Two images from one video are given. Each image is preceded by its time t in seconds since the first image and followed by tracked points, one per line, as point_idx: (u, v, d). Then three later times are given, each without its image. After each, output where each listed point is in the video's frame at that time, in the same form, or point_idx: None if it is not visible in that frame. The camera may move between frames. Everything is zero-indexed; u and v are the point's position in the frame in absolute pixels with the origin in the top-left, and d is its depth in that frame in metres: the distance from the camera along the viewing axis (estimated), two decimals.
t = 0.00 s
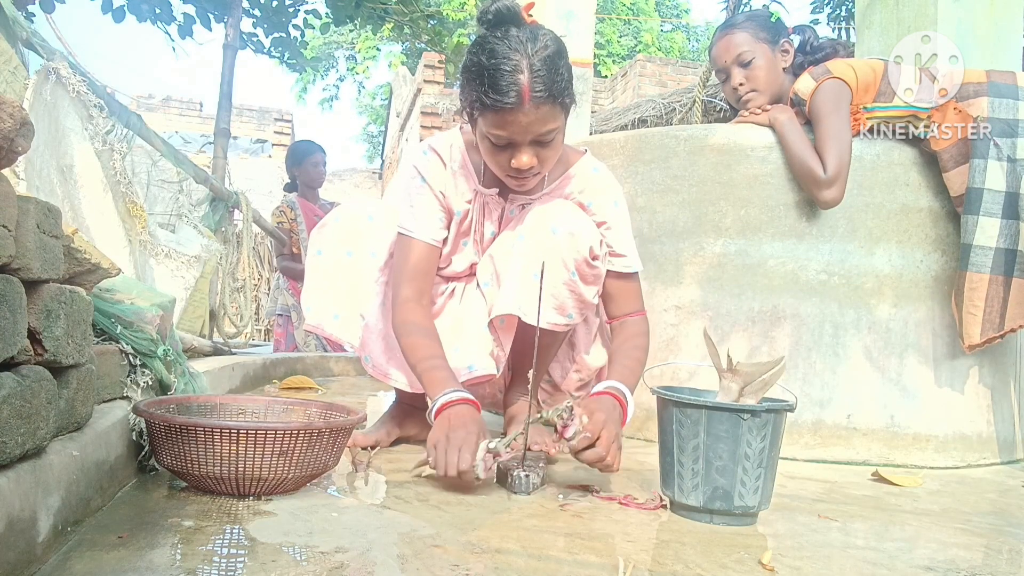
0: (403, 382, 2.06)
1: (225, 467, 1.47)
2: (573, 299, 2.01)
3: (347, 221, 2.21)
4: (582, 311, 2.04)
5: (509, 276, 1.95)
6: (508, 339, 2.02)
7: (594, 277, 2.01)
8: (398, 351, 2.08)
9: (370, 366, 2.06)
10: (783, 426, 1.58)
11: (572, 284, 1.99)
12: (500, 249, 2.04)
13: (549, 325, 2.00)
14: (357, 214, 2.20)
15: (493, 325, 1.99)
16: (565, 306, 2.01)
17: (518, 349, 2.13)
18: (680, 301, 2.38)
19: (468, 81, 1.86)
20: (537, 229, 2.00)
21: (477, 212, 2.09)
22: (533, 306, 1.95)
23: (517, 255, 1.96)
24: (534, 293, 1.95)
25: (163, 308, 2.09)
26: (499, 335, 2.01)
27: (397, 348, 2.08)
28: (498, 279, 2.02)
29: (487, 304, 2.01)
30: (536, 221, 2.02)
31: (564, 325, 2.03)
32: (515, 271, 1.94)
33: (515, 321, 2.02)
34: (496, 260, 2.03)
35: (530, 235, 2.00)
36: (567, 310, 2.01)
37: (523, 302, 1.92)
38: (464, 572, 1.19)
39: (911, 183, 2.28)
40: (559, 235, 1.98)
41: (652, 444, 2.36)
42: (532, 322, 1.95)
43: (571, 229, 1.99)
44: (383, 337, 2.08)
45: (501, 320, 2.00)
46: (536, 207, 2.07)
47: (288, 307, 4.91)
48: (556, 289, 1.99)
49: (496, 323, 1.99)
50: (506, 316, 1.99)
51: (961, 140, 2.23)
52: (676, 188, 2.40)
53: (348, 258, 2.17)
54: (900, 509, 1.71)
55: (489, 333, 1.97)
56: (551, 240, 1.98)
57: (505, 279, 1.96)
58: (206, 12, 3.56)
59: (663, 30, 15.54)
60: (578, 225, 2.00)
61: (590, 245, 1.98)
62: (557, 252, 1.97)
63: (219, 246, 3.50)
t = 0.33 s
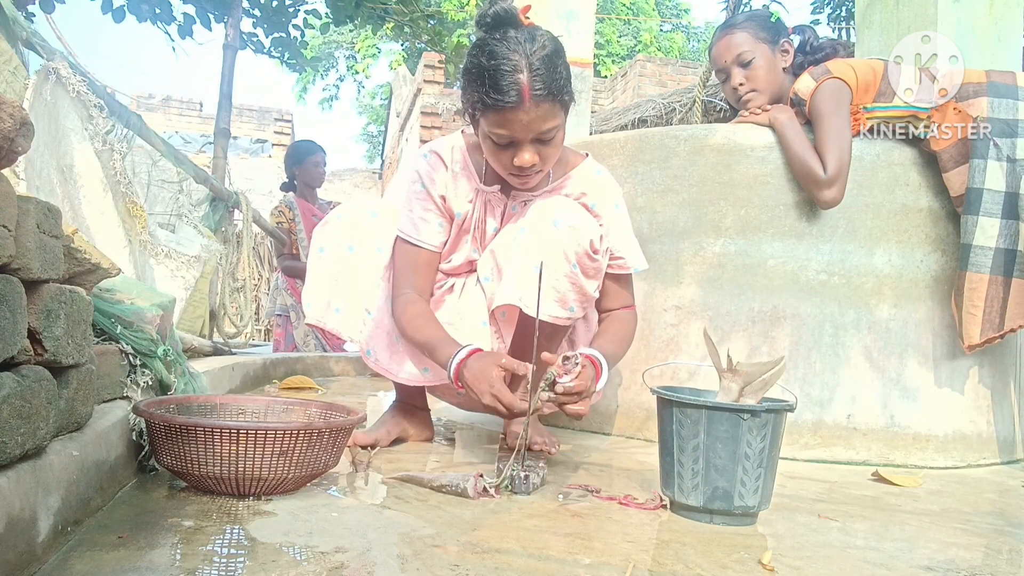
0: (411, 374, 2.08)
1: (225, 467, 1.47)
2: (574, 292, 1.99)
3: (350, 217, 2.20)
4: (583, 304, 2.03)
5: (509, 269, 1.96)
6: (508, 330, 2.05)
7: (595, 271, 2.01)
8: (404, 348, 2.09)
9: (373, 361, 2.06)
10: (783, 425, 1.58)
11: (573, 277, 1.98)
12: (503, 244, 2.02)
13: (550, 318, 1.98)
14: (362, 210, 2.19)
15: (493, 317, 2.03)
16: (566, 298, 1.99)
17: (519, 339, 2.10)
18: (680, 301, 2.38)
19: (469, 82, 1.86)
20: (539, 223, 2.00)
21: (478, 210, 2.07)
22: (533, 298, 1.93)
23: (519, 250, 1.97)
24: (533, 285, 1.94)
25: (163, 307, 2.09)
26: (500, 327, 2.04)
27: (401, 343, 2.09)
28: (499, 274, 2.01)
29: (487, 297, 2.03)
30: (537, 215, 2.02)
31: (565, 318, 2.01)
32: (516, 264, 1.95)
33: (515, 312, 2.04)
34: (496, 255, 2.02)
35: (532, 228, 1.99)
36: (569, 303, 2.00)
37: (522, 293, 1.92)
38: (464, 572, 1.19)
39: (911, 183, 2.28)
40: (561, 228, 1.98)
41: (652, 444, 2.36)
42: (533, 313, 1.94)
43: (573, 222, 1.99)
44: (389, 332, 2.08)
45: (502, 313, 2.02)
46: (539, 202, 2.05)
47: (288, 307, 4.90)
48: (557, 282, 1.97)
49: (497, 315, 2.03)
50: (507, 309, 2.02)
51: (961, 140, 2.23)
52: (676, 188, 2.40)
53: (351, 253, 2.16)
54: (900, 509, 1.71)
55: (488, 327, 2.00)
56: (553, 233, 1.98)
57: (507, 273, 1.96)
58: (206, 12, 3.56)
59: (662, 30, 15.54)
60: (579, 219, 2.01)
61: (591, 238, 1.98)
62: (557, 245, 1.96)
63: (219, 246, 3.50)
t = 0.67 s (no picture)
0: (419, 371, 2.03)
1: (225, 467, 1.47)
2: (574, 288, 1.98)
3: (350, 216, 2.21)
4: (583, 300, 2.02)
5: (509, 265, 1.96)
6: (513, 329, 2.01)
7: (594, 267, 2.01)
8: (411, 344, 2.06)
9: (381, 358, 2.06)
10: (783, 426, 1.58)
11: (573, 273, 1.97)
12: (501, 240, 2.02)
13: (551, 314, 1.97)
14: (361, 210, 2.21)
15: (494, 313, 2.00)
16: (566, 294, 1.98)
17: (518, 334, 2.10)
18: (680, 301, 2.38)
19: (462, 82, 1.86)
20: (537, 219, 2.00)
21: (478, 208, 2.08)
22: (533, 294, 1.93)
23: (517, 246, 1.97)
24: (533, 281, 1.94)
25: (163, 307, 2.09)
26: (503, 324, 2.01)
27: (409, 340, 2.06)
28: (499, 270, 2.01)
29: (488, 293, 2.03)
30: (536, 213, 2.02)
31: (565, 314, 1.99)
32: (515, 260, 1.95)
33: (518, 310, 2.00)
34: (496, 252, 2.02)
35: (531, 225, 2.00)
36: (569, 299, 1.99)
37: (522, 288, 1.92)
38: (464, 572, 1.19)
39: (911, 183, 2.28)
40: (559, 224, 1.99)
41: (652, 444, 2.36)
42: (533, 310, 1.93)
43: (572, 219, 2.00)
44: (394, 328, 2.06)
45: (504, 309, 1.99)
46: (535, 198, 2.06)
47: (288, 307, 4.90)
48: (557, 278, 1.96)
49: (500, 313, 2.00)
50: (508, 304, 1.99)
51: (961, 140, 2.23)
52: (676, 188, 2.40)
53: (352, 252, 2.16)
54: (900, 510, 1.71)
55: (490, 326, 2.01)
56: (551, 229, 1.98)
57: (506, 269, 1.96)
58: (206, 12, 3.56)
59: (662, 30, 15.54)
60: (577, 216, 2.01)
61: (590, 234, 1.99)
62: (557, 241, 1.96)
63: (219, 246, 3.50)
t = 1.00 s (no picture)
0: (418, 374, 2.03)
1: (225, 467, 1.47)
2: (574, 289, 1.99)
3: (350, 217, 2.21)
4: (583, 300, 2.02)
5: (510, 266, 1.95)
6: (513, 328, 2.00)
7: (595, 268, 2.01)
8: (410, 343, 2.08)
9: (380, 358, 2.05)
10: (783, 426, 1.58)
11: (573, 273, 1.97)
12: (502, 240, 2.03)
13: (551, 314, 1.97)
14: (361, 211, 2.20)
15: (495, 313, 1.99)
16: (566, 294, 1.98)
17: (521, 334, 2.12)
18: (680, 301, 2.38)
19: (459, 84, 1.86)
20: (538, 220, 2.00)
21: (478, 209, 2.08)
22: (534, 294, 1.93)
23: (519, 247, 1.97)
24: (534, 281, 1.94)
25: (163, 307, 2.09)
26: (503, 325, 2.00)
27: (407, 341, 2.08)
28: (499, 272, 2.01)
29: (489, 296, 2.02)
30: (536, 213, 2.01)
31: (566, 314, 2.00)
32: (515, 261, 1.95)
33: (518, 311, 1.99)
34: (496, 253, 2.03)
35: (532, 225, 1.99)
36: (569, 299, 1.99)
37: (523, 288, 1.92)
38: (464, 572, 1.19)
39: (911, 182, 2.28)
40: (560, 225, 1.98)
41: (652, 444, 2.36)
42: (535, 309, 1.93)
43: (572, 219, 1.99)
44: (394, 329, 2.07)
45: (504, 308, 1.97)
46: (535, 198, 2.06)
47: (288, 306, 4.90)
48: (558, 278, 1.96)
49: (501, 314, 1.98)
50: (509, 305, 1.97)
51: (960, 140, 2.23)
52: (676, 188, 2.40)
53: (351, 252, 2.17)
54: (900, 509, 1.71)
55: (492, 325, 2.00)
56: (551, 228, 1.98)
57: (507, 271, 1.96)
58: (206, 12, 3.56)
59: (662, 30, 15.55)
60: (579, 217, 2.01)
61: (590, 235, 1.99)
62: (557, 241, 1.96)
63: (219, 246, 3.50)
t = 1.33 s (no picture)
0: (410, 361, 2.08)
1: (225, 467, 1.47)
2: (573, 289, 2.01)
3: (352, 215, 2.21)
4: (583, 300, 2.05)
5: (508, 267, 1.95)
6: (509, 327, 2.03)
7: (593, 268, 2.03)
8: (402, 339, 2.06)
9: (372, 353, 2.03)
10: (784, 426, 1.58)
11: (573, 274, 2.00)
12: (502, 241, 2.01)
13: (550, 315, 2.01)
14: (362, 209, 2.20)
15: (493, 313, 2.01)
16: (565, 294, 2.01)
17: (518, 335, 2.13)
18: (680, 301, 2.37)
19: (470, 81, 1.86)
20: (536, 220, 2.00)
21: (479, 208, 2.09)
22: (532, 294, 1.95)
23: (517, 247, 1.96)
24: (532, 282, 1.95)
25: (163, 308, 2.09)
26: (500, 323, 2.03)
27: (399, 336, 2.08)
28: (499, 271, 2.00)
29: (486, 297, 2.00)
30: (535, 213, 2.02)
31: (565, 314, 2.03)
32: (513, 261, 1.95)
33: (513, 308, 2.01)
34: (496, 254, 2.01)
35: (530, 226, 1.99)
36: (568, 299, 2.02)
37: (522, 290, 1.93)
38: (464, 572, 1.19)
39: (911, 183, 2.28)
40: (558, 224, 1.99)
41: (652, 444, 2.36)
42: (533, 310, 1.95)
43: (571, 218, 2.01)
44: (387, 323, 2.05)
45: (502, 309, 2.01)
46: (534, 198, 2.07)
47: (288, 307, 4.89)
48: (557, 279, 1.99)
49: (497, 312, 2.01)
50: (507, 306, 2.00)
51: (960, 140, 2.23)
52: (676, 188, 2.40)
53: (351, 250, 2.16)
54: (900, 510, 1.71)
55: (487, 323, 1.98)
56: (551, 228, 1.99)
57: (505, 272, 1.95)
58: (206, 12, 3.56)
59: (662, 30, 15.57)
60: (578, 216, 2.03)
61: (589, 234, 2.01)
62: (556, 240, 1.98)
63: (219, 246, 3.50)
